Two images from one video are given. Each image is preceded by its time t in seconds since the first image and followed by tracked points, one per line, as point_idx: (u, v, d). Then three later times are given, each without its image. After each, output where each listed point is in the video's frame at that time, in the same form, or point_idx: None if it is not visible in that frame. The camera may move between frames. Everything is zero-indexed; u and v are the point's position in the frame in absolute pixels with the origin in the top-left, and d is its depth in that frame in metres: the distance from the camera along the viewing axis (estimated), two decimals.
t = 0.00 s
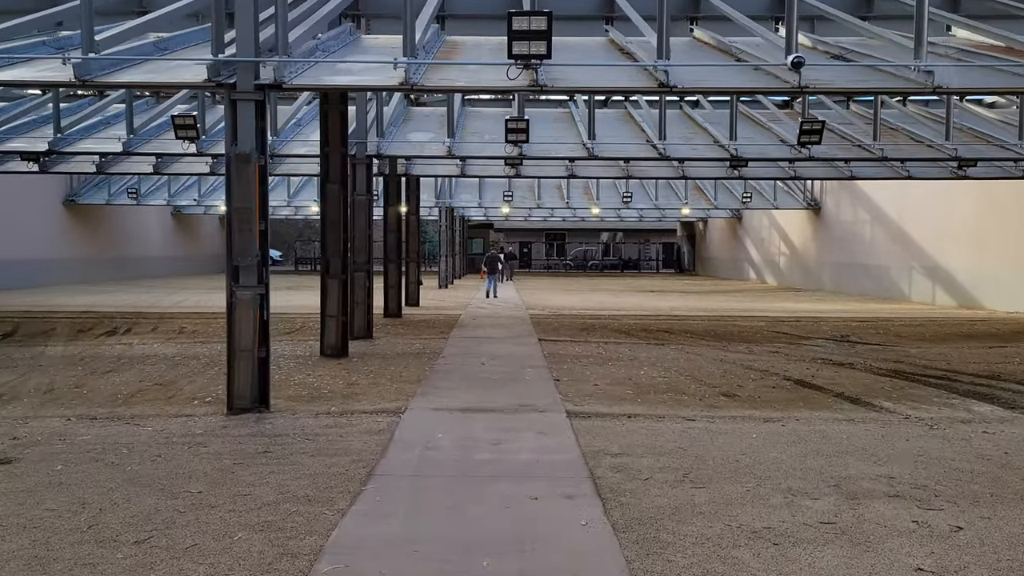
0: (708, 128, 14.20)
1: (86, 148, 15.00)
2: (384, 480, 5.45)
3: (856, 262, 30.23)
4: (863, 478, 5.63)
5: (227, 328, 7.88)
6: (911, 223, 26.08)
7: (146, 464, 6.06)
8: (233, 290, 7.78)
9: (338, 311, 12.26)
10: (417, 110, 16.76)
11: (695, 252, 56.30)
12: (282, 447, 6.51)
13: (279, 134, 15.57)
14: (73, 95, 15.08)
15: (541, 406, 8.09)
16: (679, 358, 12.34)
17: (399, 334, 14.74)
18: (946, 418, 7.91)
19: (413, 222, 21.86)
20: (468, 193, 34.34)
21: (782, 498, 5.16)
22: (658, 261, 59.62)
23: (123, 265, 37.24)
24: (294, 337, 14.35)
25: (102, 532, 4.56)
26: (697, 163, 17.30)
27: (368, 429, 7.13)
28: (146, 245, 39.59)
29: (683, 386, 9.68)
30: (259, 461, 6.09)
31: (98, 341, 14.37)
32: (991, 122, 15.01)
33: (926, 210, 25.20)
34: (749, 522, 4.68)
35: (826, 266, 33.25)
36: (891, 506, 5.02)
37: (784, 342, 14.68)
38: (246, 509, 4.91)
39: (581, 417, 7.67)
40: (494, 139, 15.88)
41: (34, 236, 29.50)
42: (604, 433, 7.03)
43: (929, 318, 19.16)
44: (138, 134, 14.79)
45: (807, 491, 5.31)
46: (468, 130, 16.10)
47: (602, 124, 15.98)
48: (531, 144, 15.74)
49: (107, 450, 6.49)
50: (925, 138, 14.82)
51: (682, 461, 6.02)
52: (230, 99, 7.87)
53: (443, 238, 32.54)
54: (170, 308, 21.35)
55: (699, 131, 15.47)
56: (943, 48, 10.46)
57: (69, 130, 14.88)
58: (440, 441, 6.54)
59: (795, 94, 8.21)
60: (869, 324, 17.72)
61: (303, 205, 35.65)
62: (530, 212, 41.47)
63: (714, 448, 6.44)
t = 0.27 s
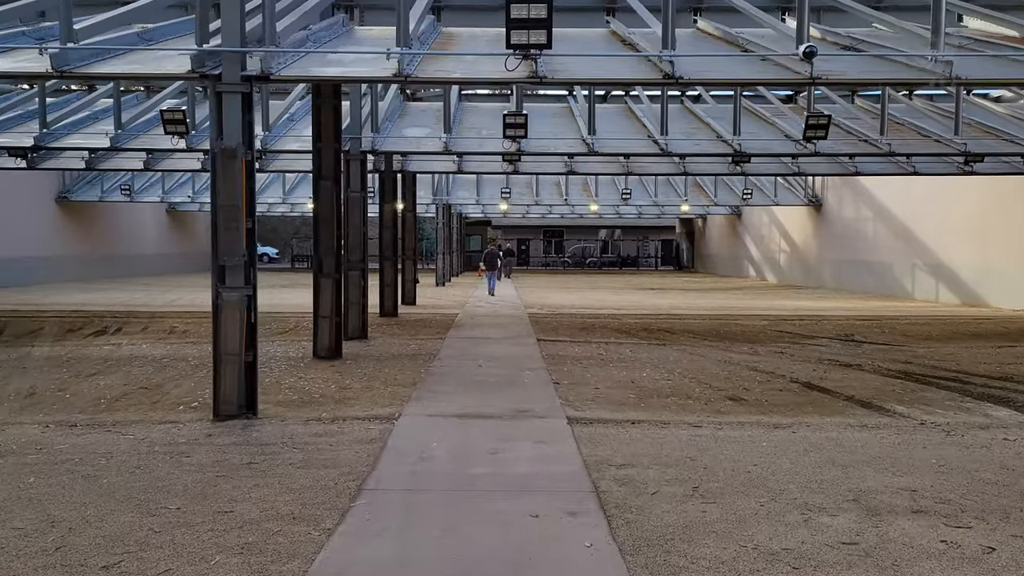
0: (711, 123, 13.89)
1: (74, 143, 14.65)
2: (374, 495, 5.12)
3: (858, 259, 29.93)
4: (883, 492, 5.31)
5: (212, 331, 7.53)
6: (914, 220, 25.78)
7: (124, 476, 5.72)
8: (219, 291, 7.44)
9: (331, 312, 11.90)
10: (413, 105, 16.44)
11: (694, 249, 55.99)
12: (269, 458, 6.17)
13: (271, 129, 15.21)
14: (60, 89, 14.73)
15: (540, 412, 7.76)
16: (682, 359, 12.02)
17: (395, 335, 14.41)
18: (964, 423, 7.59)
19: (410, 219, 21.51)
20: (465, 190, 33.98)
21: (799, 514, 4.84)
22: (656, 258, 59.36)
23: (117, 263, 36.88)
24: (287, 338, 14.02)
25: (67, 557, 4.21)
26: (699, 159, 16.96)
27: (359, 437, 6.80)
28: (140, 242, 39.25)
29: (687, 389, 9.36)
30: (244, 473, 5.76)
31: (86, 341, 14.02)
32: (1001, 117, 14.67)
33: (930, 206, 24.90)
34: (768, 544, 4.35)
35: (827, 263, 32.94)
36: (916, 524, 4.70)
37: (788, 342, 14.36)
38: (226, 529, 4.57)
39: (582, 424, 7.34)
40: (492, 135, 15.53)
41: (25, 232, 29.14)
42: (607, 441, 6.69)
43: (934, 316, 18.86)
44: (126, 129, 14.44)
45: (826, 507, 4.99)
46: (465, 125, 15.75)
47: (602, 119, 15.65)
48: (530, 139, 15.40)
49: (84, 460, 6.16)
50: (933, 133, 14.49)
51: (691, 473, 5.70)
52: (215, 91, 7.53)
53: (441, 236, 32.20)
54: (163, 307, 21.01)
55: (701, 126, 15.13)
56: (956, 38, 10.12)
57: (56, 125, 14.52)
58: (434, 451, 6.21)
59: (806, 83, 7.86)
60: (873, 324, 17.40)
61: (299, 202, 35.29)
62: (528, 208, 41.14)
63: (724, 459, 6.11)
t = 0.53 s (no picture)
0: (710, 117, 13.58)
1: (56, 137, 14.26)
2: (361, 508, 4.79)
3: (854, 257, 29.70)
4: (901, 503, 5.00)
5: (193, 331, 7.19)
6: (911, 218, 25.55)
7: (95, 487, 5.38)
8: (200, 289, 7.11)
9: (321, 310, 11.53)
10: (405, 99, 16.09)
11: (688, 247, 55.76)
12: (251, 466, 5.83)
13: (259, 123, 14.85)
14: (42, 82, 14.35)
15: (537, 416, 7.43)
16: (681, 359, 11.72)
17: (386, 334, 14.07)
18: (976, 428, 7.30)
19: (402, 216, 21.16)
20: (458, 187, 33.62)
21: (815, 529, 4.53)
22: (650, 257, 59.15)
23: (107, 260, 36.45)
24: (276, 337, 13.68)
25: None
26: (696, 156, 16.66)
27: (347, 443, 6.46)
28: (129, 239, 38.77)
29: (688, 391, 9.06)
30: (223, 483, 5.42)
31: (68, 341, 13.62)
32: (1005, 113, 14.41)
33: (927, 204, 24.68)
34: (785, 563, 4.03)
35: (823, 261, 32.72)
36: (941, 540, 4.39)
37: (788, 342, 14.07)
38: (200, 547, 4.23)
39: (580, 429, 7.02)
40: (486, 130, 15.22)
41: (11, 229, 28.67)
42: (608, 447, 6.37)
43: (934, 315, 18.63)
44: (110, 123, 14.07)
45: (843, 520, 4.67)
46: (458, 120, 15.42)
47: (598, 114, 15.35)
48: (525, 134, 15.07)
49: (53, 469, 5.80)
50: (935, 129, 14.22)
51: (698, 483, 5.38)
52: (197, 79, 7.18)
53: (434, 233, 31.84)
54: (150, 305, 20.63)
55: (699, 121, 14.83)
56: (965, 29, 9.83)
57: (37, 118, 14.12)
58: (425, 459, 5.88)
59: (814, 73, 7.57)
60: (873, 322, 17.14)
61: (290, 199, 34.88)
62: (522, 206, 40.84)
63: (731, 467, 5.80)
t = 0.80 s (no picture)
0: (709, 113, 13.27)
1: (38, 132, 13.86)
2: (349, 527, 4.44)
3: (851, 256, 29.45)
4: (925, 521, 4.68)
5: (174, 334, 6.84)
6: (909, 216, 25.30)
7: (63, 502, 5.02)
8: (181, 291, 6.77)
9: (310, 311, 11.16)
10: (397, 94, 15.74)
11: (683, 245, 55.44)
12: (232, 479, 5.49)
13: (247, 118, 14.47)
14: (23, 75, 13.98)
15: (534, 423, 7.10)
16: (681, 362, 11.40)
17: (378, 334, 13.71)
18: (992, 435, 7.00)
19: (395, 214, 20.81)
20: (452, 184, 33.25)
21: (836, 551, 4.21)
22: (645, 255, 58.90)
23: (95, 258, 35.96)
24: (264, 338, 13.31)
25: None
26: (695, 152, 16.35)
27: (334, 453, 6.11)
28: (118, 236, 38.30)
29: (690, 395, 8.73)
30: (200, 498, 5.06)
31: (50, 342, 13.23)
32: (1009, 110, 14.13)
33: (926, 203, 24.42)
34: None
35: (820, 260, 32.47)
36: (971, 562, 4.08)
37: (789, 343, 13.77)
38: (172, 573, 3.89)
39: (580, 438, 6.69)
40: (481, 125, 14.87)
41: None
42: (610, 457, 6.05)
43: (935, 315, 18.36)
44: (93, 118, 13.68)
45: (865, 541, 4.35)
46: (452, 115, 15.07)
47: (595, 110, 15.02)
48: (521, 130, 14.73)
49: (21, 481, 5.45)
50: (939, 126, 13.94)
51: (707, 498, 5.06)
52: (177, 68, 6.81)
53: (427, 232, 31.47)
54: (138, 304, 20.23)
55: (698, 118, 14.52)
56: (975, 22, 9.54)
57: (18, 112, 13.72)
58: (417, 471, 5.55)
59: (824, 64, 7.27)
60: (873, 323, 16.85)
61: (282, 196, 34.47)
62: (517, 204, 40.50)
63: (741, 480, 5.48)
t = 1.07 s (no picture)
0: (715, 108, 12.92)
1: (26, 127, 13.49)
2: (338, 548, 4.09)
3: (855, 256, 29.13)
4: (960, 541, 4.34)
5: (157, 336, 6.49)
6: (915, 216, 24.97)
7: (32, 517, 4.67)
8: (164, 291, 6.42)
9: (305, 311, 10.81)
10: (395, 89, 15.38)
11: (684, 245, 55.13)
12: (215, 491, 5.13)
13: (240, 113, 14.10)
14: (12, 70, 13.57)
15: (537, 430, 6.75)
16: (687, 364, 11.06)
17: (375, 335, 13.36)
18: (1019, 444, 6.66)
19: (393, 212, 20.45)
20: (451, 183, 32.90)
21: None
22: (645, 255, 58.58)
23: (91, 256, 35.60)
24: (257, 338, 12.96)
25: None
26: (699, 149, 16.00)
27: (325, 463, 5.76)
28: (114, 235, 37.92)
29: (699, 400, 8.39)
30: (180, 514, 4.70)
31: (38, 342, 12.86)
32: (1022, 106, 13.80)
33: (932, 202, 24.09)
34: None
35: (823, 260, 32.15)
36: None
37: (797, 344, 13.43)
38: None
39: (585, 446, 6.35)
40: (481, 120, 14.53)
41: None
42: (618, 468, 5.70)
43: (943, 316, 18.03)
44: (83, 112, 13.31)
45: (897, 563, 4.02)
46: (451, 110, 14.73)
47: (597, 106, 14.69)
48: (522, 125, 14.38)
49: None
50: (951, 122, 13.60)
51: (723, 515, 4.71)
52: (160, 56, 6.44)
53: (427, 230, 31.11)
54: (131, 303, 19.87)
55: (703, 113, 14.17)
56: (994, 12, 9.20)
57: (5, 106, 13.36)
58: (413, 483, 5.20)
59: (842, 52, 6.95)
60: (881, 324, 16.52)
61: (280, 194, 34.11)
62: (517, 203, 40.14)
63: (759, 493, 5.14)
